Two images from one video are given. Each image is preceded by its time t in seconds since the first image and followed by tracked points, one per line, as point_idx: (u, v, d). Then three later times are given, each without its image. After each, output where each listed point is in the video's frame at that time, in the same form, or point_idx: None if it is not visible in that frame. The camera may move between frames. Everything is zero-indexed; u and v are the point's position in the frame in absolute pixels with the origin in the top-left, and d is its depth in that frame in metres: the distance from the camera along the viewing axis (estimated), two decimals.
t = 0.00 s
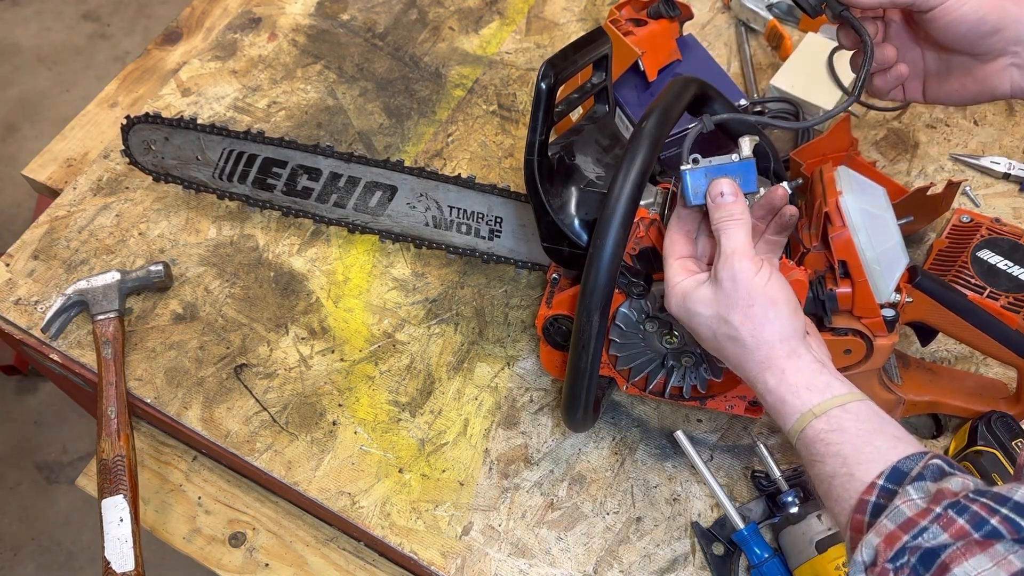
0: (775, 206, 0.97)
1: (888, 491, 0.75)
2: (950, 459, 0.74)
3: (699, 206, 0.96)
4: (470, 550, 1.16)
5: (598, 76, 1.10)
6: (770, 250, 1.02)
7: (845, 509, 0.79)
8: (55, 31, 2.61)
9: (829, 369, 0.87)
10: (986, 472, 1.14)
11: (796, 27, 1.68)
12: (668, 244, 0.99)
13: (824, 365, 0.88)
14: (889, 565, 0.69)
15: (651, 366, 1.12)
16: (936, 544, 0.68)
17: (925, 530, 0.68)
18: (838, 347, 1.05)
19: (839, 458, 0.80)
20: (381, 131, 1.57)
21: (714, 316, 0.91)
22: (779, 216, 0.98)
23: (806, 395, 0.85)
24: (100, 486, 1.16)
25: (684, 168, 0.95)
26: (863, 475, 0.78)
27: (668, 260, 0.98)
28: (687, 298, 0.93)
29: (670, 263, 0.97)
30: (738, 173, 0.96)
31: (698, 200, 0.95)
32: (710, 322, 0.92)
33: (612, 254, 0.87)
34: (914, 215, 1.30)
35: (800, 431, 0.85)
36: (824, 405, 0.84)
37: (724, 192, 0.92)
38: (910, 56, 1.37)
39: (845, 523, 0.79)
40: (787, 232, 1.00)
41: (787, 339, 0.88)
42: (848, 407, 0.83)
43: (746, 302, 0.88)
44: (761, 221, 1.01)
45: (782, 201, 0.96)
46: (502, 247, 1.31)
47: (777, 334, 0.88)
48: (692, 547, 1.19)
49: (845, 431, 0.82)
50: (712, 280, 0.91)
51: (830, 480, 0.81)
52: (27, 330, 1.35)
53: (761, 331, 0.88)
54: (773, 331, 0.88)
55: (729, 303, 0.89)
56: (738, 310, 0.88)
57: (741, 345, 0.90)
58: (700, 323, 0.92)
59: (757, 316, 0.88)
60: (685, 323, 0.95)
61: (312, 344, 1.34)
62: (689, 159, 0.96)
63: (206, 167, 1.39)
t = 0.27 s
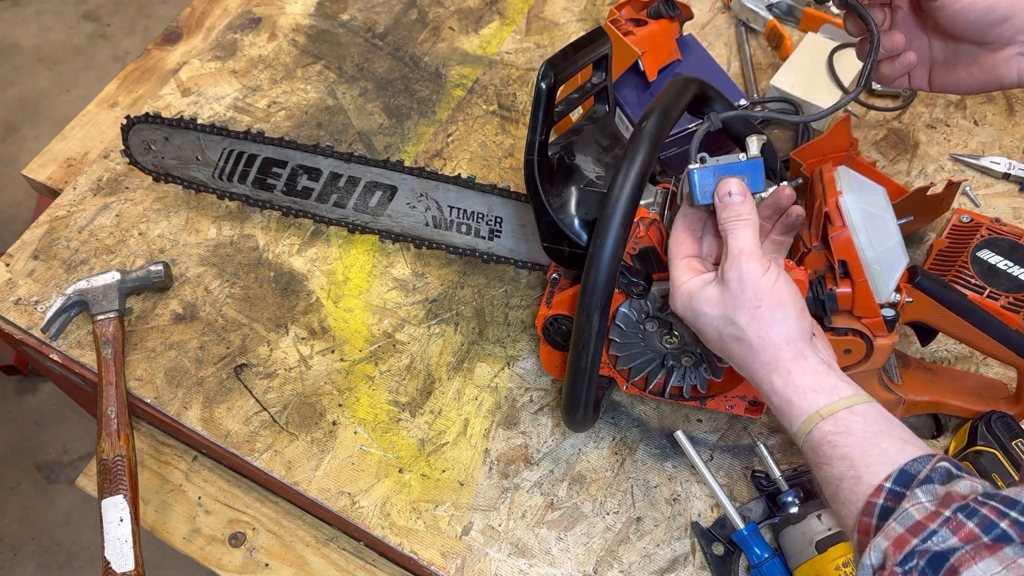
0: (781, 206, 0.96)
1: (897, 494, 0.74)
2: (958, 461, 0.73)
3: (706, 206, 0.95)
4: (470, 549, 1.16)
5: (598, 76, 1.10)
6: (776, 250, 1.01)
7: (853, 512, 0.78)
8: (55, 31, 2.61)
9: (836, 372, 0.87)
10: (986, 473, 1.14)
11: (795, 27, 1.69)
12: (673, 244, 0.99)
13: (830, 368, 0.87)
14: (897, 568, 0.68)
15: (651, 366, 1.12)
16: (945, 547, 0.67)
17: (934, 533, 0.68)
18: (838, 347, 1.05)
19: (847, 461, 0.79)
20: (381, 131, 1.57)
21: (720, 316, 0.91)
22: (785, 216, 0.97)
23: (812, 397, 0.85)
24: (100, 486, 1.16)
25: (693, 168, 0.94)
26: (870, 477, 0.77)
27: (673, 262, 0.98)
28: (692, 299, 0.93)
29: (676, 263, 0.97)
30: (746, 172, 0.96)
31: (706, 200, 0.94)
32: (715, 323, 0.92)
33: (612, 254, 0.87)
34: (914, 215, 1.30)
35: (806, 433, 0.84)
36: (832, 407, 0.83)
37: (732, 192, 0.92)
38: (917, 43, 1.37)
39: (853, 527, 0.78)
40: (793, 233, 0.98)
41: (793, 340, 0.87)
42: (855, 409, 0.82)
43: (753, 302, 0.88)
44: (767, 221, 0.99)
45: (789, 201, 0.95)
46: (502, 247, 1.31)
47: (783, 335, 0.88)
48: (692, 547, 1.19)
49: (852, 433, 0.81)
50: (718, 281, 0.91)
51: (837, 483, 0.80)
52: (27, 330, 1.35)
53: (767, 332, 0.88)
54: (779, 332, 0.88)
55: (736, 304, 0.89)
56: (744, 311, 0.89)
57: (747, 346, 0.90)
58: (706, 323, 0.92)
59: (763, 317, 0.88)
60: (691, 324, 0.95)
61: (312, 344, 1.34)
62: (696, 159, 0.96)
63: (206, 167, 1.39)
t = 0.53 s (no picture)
0: (773, 207, 0.97)
1: (910, 499, 0.76)
2: (970, 465, 0.76)
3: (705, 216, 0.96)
4: (470, 550, 1.16)
5: (598, 76, 1.10)
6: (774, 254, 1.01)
7: (867, 516, 0.80)
8: (55, 31, 2.61)
9: (848, 372, 0.87)
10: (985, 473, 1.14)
11: (795, 27, 1.69)
12: (673, 254, 0.99)
13: (842, 367, 0.88)
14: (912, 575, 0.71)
15: (651, 366, 1.12)
16: (961, 554, 0.70)
17: (950, 541, 0.71)
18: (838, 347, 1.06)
19: (861, 465, 0.81)
20: (381, 131, 1.57)
21: (729, 322, 0.90)
22: (778, 219, 0.99)
23: (827, 399, 0.85)
24: (100, 486, 1.16)
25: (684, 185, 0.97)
26: (885, 482, 0.79)
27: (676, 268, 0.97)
28: (699, 305, 0.92)
29: (677, 273, 0.97)
30: (735, 178, 0.99)
31: (705, 211, 0.96)
32: (724, 329, 0.91)
33: (612, 254, 0.87)
34: (914, 215, 1.30)
35: (822, 437, 0.85)
36: (845, 410, 0.84)
37: (731, 198, 0.93)
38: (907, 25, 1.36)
39: (866, 530, 0.81)
40: (788, 235, 1.00)
41: (804, 343, 0.88)
42: (869, 411, 0.83)
43: (761, 306, 0.88)
44: (761, 226, 1.01)
45: (780, 202, 0.97)
46: (502, 247, 1.31)
47: (793, 337, 0.87)
48: (693, 547, 1.19)
49: (867, 436, 0.82)
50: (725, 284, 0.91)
51: (851, 487, 0.82)
52: (27, 330, 1.35)
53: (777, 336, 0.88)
54: (789, 336, 0.87)
55: (744, 308, 0.89)
56: (753, 315, 0.88)
57: (758, 351, 0.89)
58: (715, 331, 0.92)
59: (773, 320, 0.87)
60: (700, 332, 0.94)
61: (312, 344, 1.34)
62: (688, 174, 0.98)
63: (207, 167, 1.39)
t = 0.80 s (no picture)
0: (772, 212, 0.95)
1: (914, 509, 0.76)
2: (975, 474, 0.76)
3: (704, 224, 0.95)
4: (470, 550, 1.16)
5: (598, 76, 1.10)
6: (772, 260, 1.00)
7: (870, 526, 0.80)
8: (55, 31, 2.61)
9: (850, 382, 0.87)
10: (985, 473, 1.14)
11: (795, 27, 1.69)
12: (672, 262, 0.99)
13: (843, 377, 0.87)
14: None
15: (651, 366, 1.12)
16: (965, 567, 0.70)
17: (954, 554, 0.71)
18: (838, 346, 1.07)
19: (863, 475, 0.81)
20: (381, 131, 1.57)
21: (728, 332, 0.90)
22: (778, 224, 0.97)
23: (828, 410, 0.85)
24: (99, 486, 1.16)
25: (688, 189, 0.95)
26: (887, 492, 0.78)
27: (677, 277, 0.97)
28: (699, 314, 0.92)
29: (676, 281, 0.97)
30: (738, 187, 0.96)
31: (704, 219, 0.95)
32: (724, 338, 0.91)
33: (612, 254, 0.87)
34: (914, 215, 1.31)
35: (823, 447, 0.84)
36: (847, 419, 0.83)
37: (730, 206, 0.92)
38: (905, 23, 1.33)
39: (869, 540, 0.81)
40: (788, 238, 0.99)
41: (804, 353, 0.87)
42: (870, 421, 0.82)
43: (760, 317, 0.87)
44: (761, 230, 0.99)
45: (779, 206, 0.95)
46: (502, 247, 1.31)
47: (793, 348, 0.87)
48: (693, 547, 1.19)
49: (869, 446, 0.81)
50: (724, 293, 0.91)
51: (854, 497, 0.82)
52: (27, 330, 1.35)
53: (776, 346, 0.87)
54: (789, 345, 0.87)
55: (743, 319, 0.88)
56: (752, 325, 0.88)
57: (759, 361, 0.89)
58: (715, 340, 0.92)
59: (772, 329, 0.87)
60: (701, 340, 0.95)
61: (312, 344, 1.34)
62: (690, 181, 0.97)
63: (207, 167, 1.39)
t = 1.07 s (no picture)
0: (789, 210, 0.99)
1: (921, 516, 0.77)
2: (982, 480, 0.77)
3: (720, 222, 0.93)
4: (470, 550, 1.16)
5: (598, 76, 1.10)
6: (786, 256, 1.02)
7: (877, 533, 0.80)
8: (54, 31, 2.61)
9: (857, 387, 0.88)
10: (986, 473, 1.15)
11: (795, 27, 1.69)
12: (685, 258, 0.99)
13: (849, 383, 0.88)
14: None
15: (651, 366, 1.12)
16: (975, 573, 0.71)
17: (964, 561, 0.72)
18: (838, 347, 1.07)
19: (871, 480, 0.81)
20: (381, 131, 1.57)
21: (738, 335, 0.91)
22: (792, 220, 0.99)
23: (835, 416, 0.86)
24: (100, 486, 1.16)
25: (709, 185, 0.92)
26: (894, 498, 0.79)
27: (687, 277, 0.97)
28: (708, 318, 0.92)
29: (687, 277, 0.97)
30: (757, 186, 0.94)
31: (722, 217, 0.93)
32: (733, 341, 0.91)
33: (612, 254, 0.87)
34: (914, 215, 1.31)
35: (829, 453, 0.85)
36: (854, 426, 0.84)
37: (748, 206, 0.90)
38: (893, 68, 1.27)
39: (876, 547, 0.81)
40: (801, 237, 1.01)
41: (813, 359, 0.88)
42: (877, 428, 0.83)
43: (771, 324, 0.87)
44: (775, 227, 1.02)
45: (795, 204, 0.98)
46: (502, 247, 1.31)
47: (803, 354, 0.87)
48: (693, 547, 1.19)
49: (876, 453, 0.82)
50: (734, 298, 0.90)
51: (861, 503, 0.82)
52: (27, 330, 1.35)
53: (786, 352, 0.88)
54: (800, 351, 0.87)
55: (754, 324, 0.88)
56: (762, 331, 0.88)
57: (768, 366, 0.89)
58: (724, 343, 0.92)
59: (783, 337, 0.87)
60: (709, 340, 0.95)
61: (312, 344, 1.34)
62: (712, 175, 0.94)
63: (207, 167, 1.39)
